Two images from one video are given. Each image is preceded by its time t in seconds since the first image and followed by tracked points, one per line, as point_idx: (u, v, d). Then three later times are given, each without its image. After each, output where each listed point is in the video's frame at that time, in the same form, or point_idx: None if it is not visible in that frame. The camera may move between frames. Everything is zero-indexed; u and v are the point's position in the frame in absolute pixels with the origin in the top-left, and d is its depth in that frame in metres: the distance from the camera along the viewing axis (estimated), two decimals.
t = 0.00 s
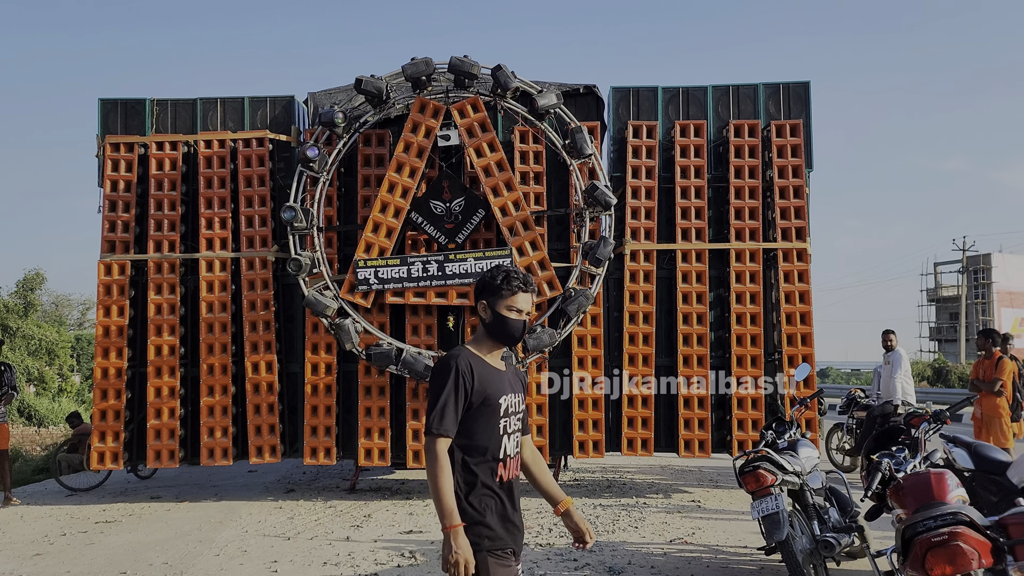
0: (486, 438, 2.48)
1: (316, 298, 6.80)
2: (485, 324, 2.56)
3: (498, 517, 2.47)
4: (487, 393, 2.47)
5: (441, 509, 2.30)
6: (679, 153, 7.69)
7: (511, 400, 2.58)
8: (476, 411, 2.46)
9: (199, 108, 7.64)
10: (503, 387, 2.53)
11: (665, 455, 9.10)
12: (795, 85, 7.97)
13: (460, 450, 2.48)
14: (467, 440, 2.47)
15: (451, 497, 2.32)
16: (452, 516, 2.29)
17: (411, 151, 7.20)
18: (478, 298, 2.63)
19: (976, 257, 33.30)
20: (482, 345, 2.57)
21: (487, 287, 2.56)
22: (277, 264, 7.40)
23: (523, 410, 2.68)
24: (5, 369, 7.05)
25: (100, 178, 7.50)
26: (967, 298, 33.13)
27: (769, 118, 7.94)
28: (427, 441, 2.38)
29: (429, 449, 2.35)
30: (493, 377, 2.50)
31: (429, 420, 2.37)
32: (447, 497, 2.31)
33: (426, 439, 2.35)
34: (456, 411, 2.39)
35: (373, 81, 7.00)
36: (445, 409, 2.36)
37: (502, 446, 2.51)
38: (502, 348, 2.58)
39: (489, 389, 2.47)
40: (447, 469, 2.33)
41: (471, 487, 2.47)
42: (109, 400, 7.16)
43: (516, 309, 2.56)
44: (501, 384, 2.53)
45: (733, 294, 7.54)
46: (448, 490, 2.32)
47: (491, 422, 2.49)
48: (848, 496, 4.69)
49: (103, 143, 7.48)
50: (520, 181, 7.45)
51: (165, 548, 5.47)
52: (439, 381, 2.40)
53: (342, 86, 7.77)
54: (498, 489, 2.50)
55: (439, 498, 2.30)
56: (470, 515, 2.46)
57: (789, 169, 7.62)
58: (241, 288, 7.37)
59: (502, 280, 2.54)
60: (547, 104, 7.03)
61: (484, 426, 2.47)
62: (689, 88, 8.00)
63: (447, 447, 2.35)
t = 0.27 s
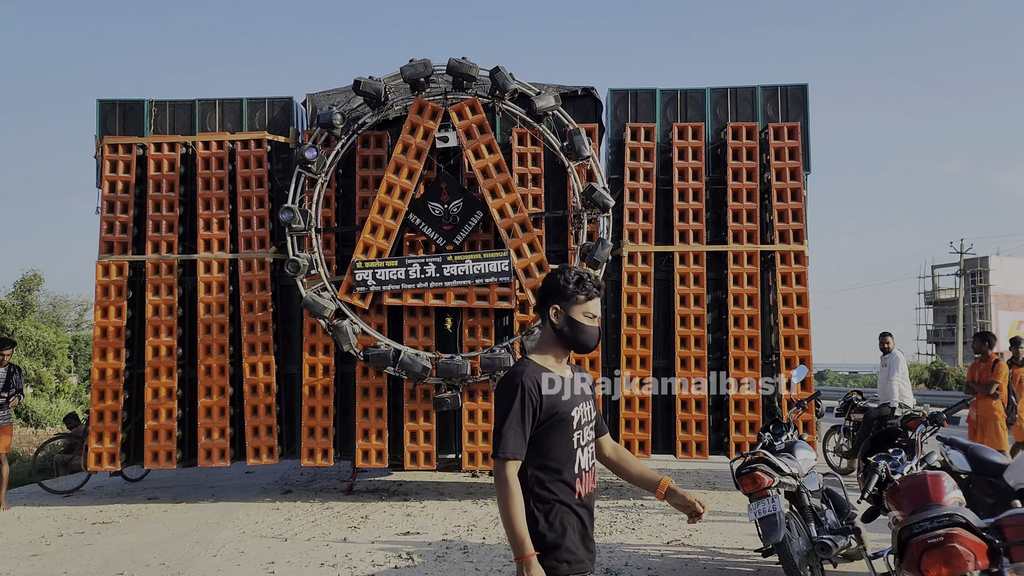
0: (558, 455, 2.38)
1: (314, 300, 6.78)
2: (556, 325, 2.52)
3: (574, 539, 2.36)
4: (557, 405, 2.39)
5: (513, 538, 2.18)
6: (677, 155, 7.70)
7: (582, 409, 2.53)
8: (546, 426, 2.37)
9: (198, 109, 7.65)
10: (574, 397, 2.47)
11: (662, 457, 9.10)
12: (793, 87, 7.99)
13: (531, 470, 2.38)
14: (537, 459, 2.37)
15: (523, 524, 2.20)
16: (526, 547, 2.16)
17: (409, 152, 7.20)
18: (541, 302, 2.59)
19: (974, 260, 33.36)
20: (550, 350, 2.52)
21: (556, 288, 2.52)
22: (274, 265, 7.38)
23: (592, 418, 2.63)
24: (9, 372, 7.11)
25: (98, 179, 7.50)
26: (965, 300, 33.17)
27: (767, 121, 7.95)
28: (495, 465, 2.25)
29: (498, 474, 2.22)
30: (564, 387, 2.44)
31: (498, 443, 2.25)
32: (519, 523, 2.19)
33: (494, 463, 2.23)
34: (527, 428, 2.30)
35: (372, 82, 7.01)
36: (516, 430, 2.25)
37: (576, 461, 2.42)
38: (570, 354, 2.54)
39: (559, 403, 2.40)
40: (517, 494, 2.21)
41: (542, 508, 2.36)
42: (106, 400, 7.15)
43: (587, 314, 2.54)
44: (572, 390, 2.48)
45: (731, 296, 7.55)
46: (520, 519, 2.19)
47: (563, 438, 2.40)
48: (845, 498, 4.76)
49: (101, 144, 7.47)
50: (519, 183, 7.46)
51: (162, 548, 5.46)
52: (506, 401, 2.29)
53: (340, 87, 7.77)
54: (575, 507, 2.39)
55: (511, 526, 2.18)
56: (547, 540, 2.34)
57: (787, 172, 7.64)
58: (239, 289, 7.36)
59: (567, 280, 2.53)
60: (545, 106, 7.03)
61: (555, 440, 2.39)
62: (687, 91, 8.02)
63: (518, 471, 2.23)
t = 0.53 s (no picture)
0: (648, 452, 2.22)
1: (313, 300, 6.77)
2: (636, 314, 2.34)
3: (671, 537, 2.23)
4: (644, 400, 2.21)
5: (645, 539, 2.02)
6: (676, 156, 7.70)
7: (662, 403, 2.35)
8: (640, 422, 2.20)
9: (197, 109, 7.66)
10: (655, 390, 2.28)
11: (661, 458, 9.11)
12: (792, 89, 8.00)
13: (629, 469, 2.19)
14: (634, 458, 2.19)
15: (648, 524, 2.04)
16: (659, 546, 2.02)
17: (408, 153, 7.20)
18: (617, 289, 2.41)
19: (973, 261, 33.39)
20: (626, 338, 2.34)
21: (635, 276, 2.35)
22: (273, 264, 7.39)
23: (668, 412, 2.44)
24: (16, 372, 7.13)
25: (97, 179, 7.50)
26: (964, 302, 33.19)
27: (766, 122, 7.97)
28: (601, 469, 2.06)
29: (611, 476, 2.03)
30: (644, 381, 2.24)
31: (599, 446, 2.06)
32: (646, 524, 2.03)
33: (600, 468, 2.05)
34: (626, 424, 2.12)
35: (371, 83, 7.01)
36: (616, 429, 2.07)
37: (662, 458, 2.27)
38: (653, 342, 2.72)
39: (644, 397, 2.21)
40: (635, 494, 2.05)
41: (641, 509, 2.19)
42: (105, 400, 7.15)
43: (672, 307, 2.73)
44: (653, 386, 2.29)
45: (730, 297, 7.56)
46: (644, 520, 2.03)
47: (651, 434, 2.23)
48: (843, 498, 4.77)
49: (101, 144, 7.48)
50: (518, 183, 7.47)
51: (160, 548, 5.46)
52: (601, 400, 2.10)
53: (340, 88, 7.78)
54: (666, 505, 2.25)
55: (640, 528, 2.02)
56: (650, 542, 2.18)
57: (786, 173, 7.65)
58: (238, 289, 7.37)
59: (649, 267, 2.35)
60: (545, 106, 7.04)
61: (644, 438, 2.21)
62: (686, 92, 8.03)
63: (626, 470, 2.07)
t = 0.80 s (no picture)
0: (729, 451, 2.31)
1: (312, 301, 6.78)
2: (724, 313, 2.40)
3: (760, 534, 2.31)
4: (733, 406, 2.30)
5: (762, 534, 2.06)
6: (676, 157, 7.70)
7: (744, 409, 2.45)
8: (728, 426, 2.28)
9: (197, 110, 7.67)
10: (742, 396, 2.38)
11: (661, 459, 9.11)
12: (791, 90, 8.01)
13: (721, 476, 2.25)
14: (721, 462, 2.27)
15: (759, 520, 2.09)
16: (776, 536, 2.07)
17: (408, 154, 7.20)
18: (702, 288, 2.47)
19: (973, 263, 33.39)
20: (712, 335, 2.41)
21: (723, 275, 2.40)
22: (273, 265, 7.40)
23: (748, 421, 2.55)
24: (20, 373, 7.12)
25: (98, 180, 7.51)
26: (964, 303, 33.18)
27: (766, 123, 7.97)
28: (696, 472, 2.13)
29: (705, 477, 2.11)
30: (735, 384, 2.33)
31: (692, 450, 2.13)
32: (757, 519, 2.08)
33: (694, 470, 2.12)
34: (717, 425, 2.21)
35: (371, 84, 7.02)
36: (709, 429, 2.14)
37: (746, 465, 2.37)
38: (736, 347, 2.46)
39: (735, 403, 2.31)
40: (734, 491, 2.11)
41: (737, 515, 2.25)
42: (105, 401, 7.15)
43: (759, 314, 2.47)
44: (736, 386, 2.37)
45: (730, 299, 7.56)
46: (751, 513, 2.09)
47: (731, 432, 2.32)
48: (843, 500, 4.74)
49: (101, 144, 7.48)
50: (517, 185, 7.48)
51: (161, 549, 5.46)
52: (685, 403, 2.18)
53: (340, 89, 7.78)
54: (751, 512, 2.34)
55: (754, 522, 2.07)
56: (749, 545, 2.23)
57: (786, 174, 7.65)
58: (238, 290, 7.37)
59: (737, 268, 2.41)
60: (545, 107, 7.04)
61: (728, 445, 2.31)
62: (686, 93, 8.03)
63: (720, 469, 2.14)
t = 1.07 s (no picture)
0: (838, 454, 2.06)
1: (312, 301, 6.78)
2: (834, 304, 2.16)
3: (852, 553, 2.08)
4: (841, 401, 2.04)
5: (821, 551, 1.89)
6: (676, 158, 7.70)
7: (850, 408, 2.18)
8: (830, 421, 2.04)
9: (198, 111, 7.68)
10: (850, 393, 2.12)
11: (661, 459, 9.11)
12: (792, 91, 8.01)
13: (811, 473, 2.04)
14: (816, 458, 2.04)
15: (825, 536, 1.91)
16: (837, 561, 1.89)
17: (409, 154, 7.21)
18: (804, 281, 2.23)
19: (974, 264, 33.39)
20: (820, 328, 2.17)
21: (835, 267, 2.16)
22: (274, 266, 7.40)
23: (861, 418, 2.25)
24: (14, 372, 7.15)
25: (98, 180, 7.51)
26: (965, 304, 33.17)
27: (767, 124, 7.97)
28: (776, 466, 1.95)
29: (784, 473, 1.93)
30: (842, 382, 2.08)
31: (778, 442, 1.95)
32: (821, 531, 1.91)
33: (777, 463, 1.93)
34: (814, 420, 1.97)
35: (372, 85, 7.02)
36: (809, 427, 1.92)
37: (852, 465, 2.10)
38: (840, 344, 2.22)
39: (843, 397, 2.05)
40: (812, 498, 1.91)
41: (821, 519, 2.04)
42: (105, 401, 7.16)
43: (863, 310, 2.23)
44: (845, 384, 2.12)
45: (730, 299, 7.55)
46: (821, 528, 1.91)
47: (841, 431, 2.07)
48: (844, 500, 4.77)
49: (102, 145, 7.49)
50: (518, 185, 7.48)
51: (161, 549, 5.46)
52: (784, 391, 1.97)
53: (341, 89, 7.79)
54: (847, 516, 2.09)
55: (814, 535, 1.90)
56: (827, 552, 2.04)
57: (786, 175, 7.65)
58: (239, 290, 7.37)
59: (847, 261, 2.17)
60: (545, 108, 7.04)
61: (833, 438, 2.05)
62: (687, 93, 8.03)
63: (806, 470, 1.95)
